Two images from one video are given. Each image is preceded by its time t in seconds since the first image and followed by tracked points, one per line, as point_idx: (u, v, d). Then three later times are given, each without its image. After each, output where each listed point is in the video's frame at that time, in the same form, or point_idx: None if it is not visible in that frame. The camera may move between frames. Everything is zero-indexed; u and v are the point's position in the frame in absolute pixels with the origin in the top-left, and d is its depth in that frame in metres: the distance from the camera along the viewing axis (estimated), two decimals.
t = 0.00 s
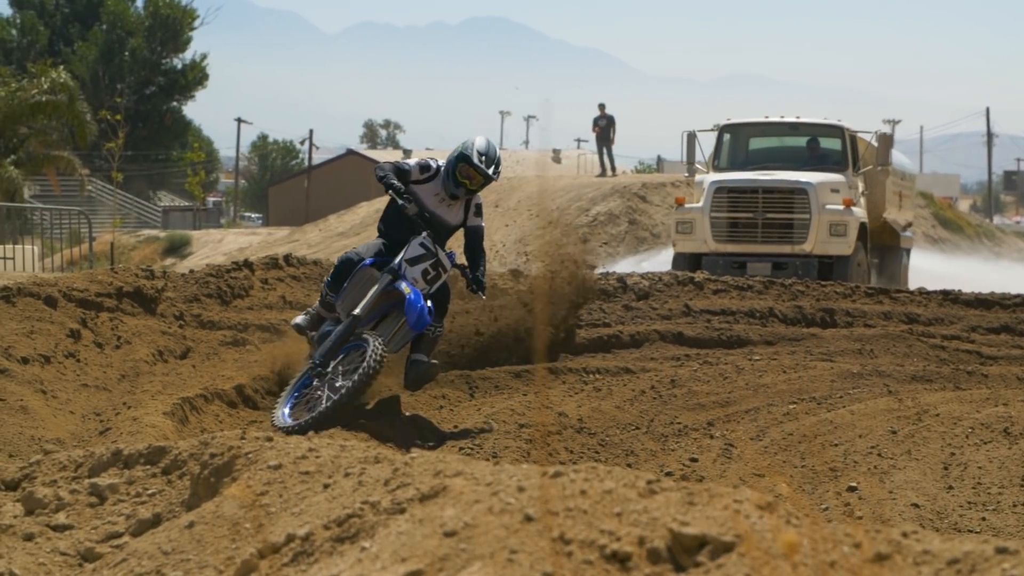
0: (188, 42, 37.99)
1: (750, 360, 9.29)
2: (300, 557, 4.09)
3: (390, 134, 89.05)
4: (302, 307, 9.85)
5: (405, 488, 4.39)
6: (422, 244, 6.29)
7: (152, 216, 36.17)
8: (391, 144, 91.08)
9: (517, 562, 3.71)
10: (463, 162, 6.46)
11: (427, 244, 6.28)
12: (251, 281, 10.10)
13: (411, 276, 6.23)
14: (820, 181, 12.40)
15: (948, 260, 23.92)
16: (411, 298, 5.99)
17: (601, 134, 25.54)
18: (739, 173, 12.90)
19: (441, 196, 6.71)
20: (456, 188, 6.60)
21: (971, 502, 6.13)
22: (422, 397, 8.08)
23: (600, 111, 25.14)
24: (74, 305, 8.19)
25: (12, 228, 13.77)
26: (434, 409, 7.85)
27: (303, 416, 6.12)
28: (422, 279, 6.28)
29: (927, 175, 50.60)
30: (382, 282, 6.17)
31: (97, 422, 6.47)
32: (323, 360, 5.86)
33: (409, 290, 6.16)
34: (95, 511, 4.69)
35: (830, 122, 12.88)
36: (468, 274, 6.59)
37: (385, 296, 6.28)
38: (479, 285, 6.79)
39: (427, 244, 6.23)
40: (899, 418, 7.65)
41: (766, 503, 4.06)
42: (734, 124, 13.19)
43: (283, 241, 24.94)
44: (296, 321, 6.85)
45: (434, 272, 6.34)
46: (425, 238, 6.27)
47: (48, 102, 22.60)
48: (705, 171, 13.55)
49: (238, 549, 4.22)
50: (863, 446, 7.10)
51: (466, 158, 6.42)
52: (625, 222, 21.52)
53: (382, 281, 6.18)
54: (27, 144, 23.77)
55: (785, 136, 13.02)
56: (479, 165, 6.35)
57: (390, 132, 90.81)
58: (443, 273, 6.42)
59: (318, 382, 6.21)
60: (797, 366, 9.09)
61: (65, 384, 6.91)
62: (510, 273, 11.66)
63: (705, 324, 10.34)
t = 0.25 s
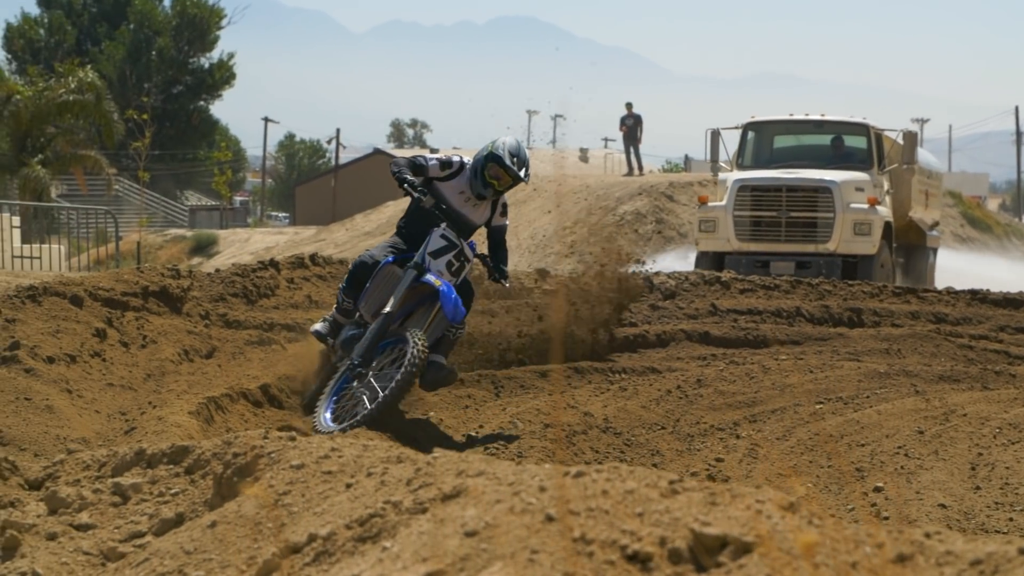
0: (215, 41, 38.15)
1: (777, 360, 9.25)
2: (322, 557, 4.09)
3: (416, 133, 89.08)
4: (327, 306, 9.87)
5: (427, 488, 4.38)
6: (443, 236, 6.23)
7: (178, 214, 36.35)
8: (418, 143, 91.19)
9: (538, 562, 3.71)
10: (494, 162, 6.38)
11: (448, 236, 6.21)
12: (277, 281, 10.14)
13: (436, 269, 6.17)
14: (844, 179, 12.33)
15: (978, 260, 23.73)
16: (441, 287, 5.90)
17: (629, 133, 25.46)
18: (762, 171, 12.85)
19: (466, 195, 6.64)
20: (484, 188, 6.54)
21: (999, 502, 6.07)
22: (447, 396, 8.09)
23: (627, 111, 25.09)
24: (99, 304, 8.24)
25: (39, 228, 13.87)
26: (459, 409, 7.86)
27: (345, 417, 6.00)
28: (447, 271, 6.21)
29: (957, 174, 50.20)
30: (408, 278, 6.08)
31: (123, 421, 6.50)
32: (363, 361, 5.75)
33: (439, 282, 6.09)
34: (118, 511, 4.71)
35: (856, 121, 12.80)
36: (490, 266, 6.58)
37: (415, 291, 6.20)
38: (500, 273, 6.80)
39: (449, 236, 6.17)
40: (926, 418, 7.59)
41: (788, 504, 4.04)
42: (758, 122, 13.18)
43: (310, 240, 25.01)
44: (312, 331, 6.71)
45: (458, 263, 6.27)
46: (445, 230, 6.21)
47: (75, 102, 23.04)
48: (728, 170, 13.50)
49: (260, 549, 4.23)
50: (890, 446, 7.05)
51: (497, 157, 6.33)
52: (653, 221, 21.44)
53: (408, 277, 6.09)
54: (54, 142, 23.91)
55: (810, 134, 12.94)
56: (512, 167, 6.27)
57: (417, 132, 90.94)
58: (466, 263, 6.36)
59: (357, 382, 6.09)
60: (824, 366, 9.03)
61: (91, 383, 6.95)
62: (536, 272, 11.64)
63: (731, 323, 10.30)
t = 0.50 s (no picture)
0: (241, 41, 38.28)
1: (802, 360, 9.20)
2: (342, 557, 4.10)
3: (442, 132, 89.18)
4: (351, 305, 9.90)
5: (447, 488, 4.39)
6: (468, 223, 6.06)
7: (204, 214, 36.54)
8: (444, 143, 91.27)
9: (557, 562, 3.70)
10: (524, 163, 6.11)
11: (473, 222, 6.04)
12: (301, 280, 10.17)
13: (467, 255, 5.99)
14: (867, 178, 12.25)
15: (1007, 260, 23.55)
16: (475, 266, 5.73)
17: (655, 132, 25.37)
18: (785, 169, 12.79)
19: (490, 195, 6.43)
20: (511, 189, 6.32)
21: None
22: (471, 396, 8.09)
23: (653, 110, 25.02)
24: (124, 303, 8.28)
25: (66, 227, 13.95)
26: (482, 409, 7.86)
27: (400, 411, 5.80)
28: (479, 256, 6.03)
29: (987, 173, 49.80)
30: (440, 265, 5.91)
31: (146, 421, 6.53)
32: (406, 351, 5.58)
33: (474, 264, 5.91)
34: (140, 510, 4.73)
35: (880, 119, 12.71)
36: (515, 253, 6.52)
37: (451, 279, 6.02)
38: (523, 262, 6.78)
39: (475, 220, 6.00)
40: (952, 418, 7.53)
41: (809, 505, 4.01)
42: (781, 120, 13.15)
43: (335, 239, 25.07)
44: (335, 337, 6.52)
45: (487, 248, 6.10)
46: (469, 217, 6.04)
47: (101, 101, 23.18)
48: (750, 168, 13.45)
49: (281, 548, 4.24)
50: (915, 446, 6.99)
51: (528, 158, 6.07)
52: (679, 220, 21.37)
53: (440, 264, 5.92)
54: (79, 142, 24.04)
55: (833, 133, 12.89)
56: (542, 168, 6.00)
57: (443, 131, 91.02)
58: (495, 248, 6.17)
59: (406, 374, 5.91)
60: (849, 365, 8.98)
61: (115, 383, 6.99)
62: (561, 272, 11.63)
63: (757, 323, 10.25)
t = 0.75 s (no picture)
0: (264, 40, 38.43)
1: (825, 360, 9.16)
2: (360, 557, 4.10)
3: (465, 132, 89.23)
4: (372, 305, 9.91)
5: (466, 487, 4.39)
6: (500, 216, 5.77)
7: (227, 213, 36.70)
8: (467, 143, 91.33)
9: (574, 563, 3.69)
10: (545, 159, 5.89)
11: (504, 214, 5.76)
12: (323, 280, 10.19)
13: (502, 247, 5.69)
14: (887, 176, 12.18)
15: None
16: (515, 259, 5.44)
17: (678, 132, 25.30)
18: (802, 167, 12.73)
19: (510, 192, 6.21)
20: (532, 186, 6.09)
21: None
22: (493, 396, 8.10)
23: (677, 110, 24.97)
24: (145, 303, 8.31)
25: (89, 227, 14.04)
26: (504, 409, 7.86)
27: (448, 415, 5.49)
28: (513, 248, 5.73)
29: (1013, 173, 49.50)
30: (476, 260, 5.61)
31: (168, 421, 6.57)
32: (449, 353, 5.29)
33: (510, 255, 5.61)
34: (158, 509, 4.74)
35: (899, 116, 12.71)
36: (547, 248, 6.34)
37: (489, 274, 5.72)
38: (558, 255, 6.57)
39: (506, 212, 5.72)
40: (976, 418, 7.47)
41: (829, 506, 3.99)
42: (800, 118, 13.10)
43: (359, 238, 25.13)
44: (360, 338, 6.23)
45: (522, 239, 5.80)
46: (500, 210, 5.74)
47: (124, 100, 23.30)
48: (770, 166, 13.41)
49: (299, 548, 4.25)
50: (939, 446, 6.94)
51: (549, 155, 5.85)
52: (702, 220, 21.31)
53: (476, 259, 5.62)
54: (102, 142, 24.20)
55: (853, 131, 12.87)
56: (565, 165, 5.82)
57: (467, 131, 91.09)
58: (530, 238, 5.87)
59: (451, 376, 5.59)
60: (872, 366, 8.94)
61: (136, 382, 7.03)
62: (584, 271, 11.62)
63: (780, 323, 10.22)
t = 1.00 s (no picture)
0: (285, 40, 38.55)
1: (846, 361, 9.12)
2: (375, 558, 4.11)
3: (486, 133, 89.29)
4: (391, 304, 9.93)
5: (481, 488, 4.38)
6: (529, 216, 5.49)
7: (247, 213, 36.85)
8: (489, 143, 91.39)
9: (588, 563, 3.68)
10: (571, 151, 5.70)
11: (534, 213, 5.47)
12: (342, 280, 10.21)
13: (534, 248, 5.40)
14: (904, 177, 12.11)
15: None
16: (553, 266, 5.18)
17: (700, 131, 25.23)
18: (817, 167, 12.65)
19: (535, 187, 6.06)
20: (557, 180, 5.91)
21: None
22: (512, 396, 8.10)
23: (699, 110, 24.90)
24: (164, 303, 8.35)
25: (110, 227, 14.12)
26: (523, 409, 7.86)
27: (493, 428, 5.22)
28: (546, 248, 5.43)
29: None
30: (510, 266, 5.35)
31: (186, 421, 6.60)
32: (488, 368, 5.04)
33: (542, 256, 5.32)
34: (175, 510, 4.75)
35: (916, 115, 12.65)
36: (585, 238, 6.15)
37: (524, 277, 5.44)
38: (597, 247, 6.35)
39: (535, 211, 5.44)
40: (997, 419, 7.41)
41: (845, 507, 3.97)
42: (818, 117, 13.03)
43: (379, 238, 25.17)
44: (385, 345, 5.99)
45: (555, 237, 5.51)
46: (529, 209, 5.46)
47: (144, 100, 23.41)
48: (787, 165, 13.35)
49: (314, 548, 4.26)
50: (959, 447, 6.89)
51: (575, 146, 5.66)
52: (723, 220, 21.26)
53: (511, 265, 5.35)
54: (123, 141, 24.33)
55: (871, 130, 12.79)
56: (591, 157, 5.63)
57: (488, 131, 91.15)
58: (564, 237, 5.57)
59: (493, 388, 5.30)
60: (893, 366, 8.89)
61: (155, 383, 7.06)
62: (604, 272, 11.60)
63: (802, 324, 10.18)
